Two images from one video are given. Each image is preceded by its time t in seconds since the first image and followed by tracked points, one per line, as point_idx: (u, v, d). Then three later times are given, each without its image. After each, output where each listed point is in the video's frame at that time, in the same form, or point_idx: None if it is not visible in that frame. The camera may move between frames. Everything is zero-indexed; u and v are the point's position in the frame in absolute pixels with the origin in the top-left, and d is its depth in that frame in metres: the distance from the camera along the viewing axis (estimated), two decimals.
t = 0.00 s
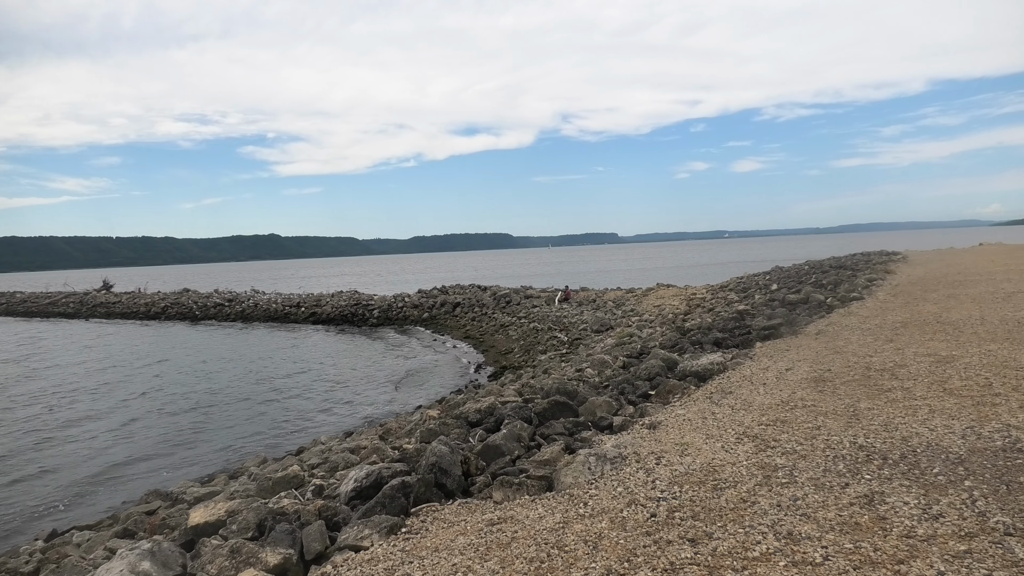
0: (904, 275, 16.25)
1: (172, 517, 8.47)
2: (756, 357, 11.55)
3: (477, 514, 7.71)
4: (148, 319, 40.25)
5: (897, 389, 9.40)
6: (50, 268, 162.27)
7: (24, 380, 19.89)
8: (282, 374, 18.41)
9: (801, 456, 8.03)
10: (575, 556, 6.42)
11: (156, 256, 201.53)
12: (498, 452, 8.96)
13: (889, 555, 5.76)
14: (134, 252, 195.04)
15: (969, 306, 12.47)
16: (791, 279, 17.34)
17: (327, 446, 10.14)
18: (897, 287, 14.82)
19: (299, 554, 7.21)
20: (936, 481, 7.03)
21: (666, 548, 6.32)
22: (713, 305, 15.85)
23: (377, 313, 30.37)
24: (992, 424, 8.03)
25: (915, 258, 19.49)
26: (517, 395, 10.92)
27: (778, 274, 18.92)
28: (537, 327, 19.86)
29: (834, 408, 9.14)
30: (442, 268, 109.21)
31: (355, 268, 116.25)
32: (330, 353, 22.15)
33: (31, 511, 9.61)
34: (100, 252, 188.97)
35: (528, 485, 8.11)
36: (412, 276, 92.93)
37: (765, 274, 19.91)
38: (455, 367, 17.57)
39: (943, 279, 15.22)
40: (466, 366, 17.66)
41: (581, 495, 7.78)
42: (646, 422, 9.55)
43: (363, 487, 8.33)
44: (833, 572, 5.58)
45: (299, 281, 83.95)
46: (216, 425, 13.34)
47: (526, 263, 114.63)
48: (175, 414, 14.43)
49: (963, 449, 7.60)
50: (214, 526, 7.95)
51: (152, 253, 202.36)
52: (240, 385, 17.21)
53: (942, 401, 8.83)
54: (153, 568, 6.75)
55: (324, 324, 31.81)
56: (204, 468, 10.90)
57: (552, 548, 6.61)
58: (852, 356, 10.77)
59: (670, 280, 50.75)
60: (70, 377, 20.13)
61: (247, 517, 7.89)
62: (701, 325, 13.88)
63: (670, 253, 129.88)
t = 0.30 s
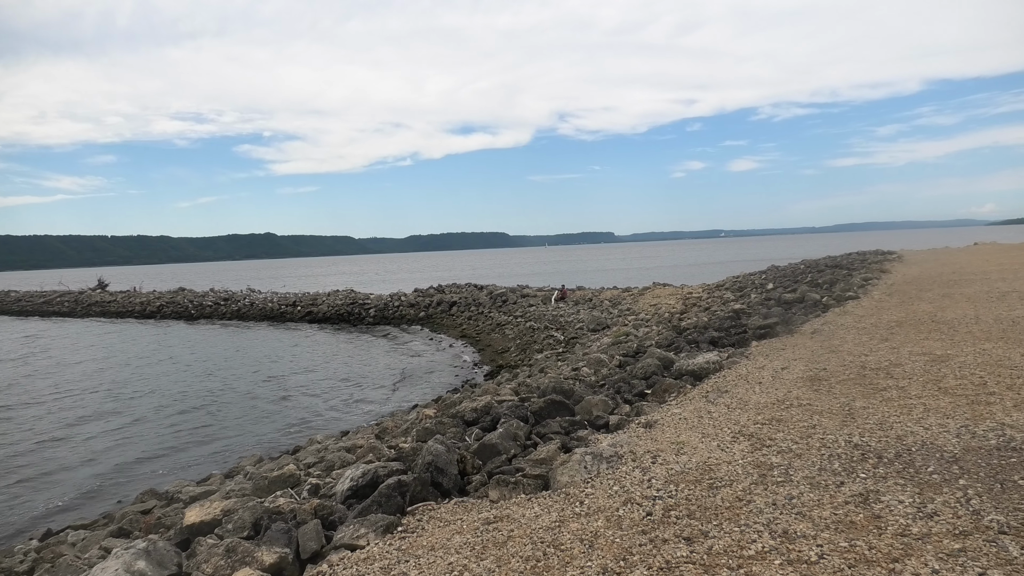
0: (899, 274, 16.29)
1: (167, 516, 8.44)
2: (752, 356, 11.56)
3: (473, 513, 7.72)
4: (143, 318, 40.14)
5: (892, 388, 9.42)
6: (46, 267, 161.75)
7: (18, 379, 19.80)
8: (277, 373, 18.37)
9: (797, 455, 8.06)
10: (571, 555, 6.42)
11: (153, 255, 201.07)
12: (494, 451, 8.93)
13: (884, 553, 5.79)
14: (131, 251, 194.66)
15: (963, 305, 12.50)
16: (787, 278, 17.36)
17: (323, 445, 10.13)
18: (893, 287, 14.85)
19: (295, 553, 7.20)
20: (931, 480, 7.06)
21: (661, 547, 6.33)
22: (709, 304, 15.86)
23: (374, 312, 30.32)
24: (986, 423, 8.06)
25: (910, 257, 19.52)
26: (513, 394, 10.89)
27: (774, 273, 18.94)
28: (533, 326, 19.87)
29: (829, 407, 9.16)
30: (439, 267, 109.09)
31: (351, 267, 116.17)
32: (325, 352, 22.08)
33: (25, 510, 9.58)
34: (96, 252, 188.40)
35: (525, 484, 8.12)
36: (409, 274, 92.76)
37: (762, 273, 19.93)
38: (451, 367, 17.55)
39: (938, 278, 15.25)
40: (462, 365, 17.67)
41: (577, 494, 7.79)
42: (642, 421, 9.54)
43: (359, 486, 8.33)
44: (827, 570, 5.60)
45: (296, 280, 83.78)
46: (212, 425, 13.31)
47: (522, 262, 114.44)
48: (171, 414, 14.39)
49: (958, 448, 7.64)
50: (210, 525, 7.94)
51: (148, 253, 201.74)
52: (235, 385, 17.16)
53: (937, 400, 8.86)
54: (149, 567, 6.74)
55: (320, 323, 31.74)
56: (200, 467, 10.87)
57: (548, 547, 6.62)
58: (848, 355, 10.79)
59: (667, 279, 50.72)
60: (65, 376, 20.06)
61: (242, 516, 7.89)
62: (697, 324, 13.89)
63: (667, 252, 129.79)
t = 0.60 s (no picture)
0: (895, 274, 16.33)
1: (163, 515, 8.42)
2: (748, 356, 11.56)
3: (470, 513, 7.71)
4: (140, 317, 40.02)
5: (888, 388, 9.43)
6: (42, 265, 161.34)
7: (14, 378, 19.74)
8: (274, 372, 18.31)
9: (793, 455, 8.07)
10: (567, 554, 6.43)
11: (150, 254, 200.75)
12: (490, 450, 8.91)
13: (879, 553, 5.80)
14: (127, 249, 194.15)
15: (959, 305, 12.53)
16: (784, 278, 17.38)
17: (320, 444, 10.12)
18: (889, 286, 14.87)
19: (291, 552, 7.20)
20: (926, 479, 7.08)
21: (658, 547, 6.34)
22: (706, 304, 15.86)
23: (370, 311, 30.28)
24: (982, 423, 8.08)
25: (906, 257, 19.57)
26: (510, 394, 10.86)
27: (771, 272, 18.96)
28: (530, 326, 19.84)
29: (825, 406, 9.17)
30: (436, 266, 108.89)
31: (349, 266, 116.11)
32: (322, 351, 22.02)
33: (21, 510, 9.55)
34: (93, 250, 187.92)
35: (521, 483, 8.12)
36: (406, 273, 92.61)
37: (758, 273, 19.95)
38: (448, 366, 17.53)
39: (934, 278, 15.28)
40: (458, 364, 17.64)
41: (574, 493, 7.79)
42: (639, 420, 9.52)
43: (356, 485, 8.32)
44: (823, 570, 5.61)
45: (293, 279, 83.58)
46: (208, 424, 13.28)
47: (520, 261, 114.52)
48: (166, 413, 14.35)
49: (953, 447, 7.66)
50: (206, 525, 7.94)
51: (145, 251, 201.33)
52: (232, 384, 17.11)
53: (932, 400, 8.88)
54: (144, 566, 6.73)
55: (317, 322, 31.68)
56: (195, 466, 10.85)
57: (545, 547, 6.62)
58: (844, 355, 10.80)
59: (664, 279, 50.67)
60: (60, 375, 19.98)
61: (238, 516, 7.88)
62: (694, 324, 13.90)
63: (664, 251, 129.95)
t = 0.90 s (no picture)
0: (892, 273, 16.37)
1: (159, 515, 8.42)
2: (745, 356, 11.57)
3: (467, 512, 7.72)
4: (136, 316, 39.94)
5: (884, 387, 9.45)
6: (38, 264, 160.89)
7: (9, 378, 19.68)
8: (271, 372, 18.28)
9: (790, 454, 8.09)
10: (564, 554, 6.44)
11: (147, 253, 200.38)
12: (487, 450, 8.87)
13: (875, 552, 5.82)
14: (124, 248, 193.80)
15: (955, 305, 12.57)
16: (781, 277, 17.41)
17: (317, 444, 10.11)
18: (885, 286, 14.90)
19: (288, 552, 7.20)
20: (922, 479, 7.10)
21: (654, 546, 6.35)
22: (703, 304, 15.87)
23: (368, 311, 30.25)
24: (977, 422, 8.10)
25: (903, 257, 19.61)
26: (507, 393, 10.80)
27: (768, 272, 18.99)
28: (527, 326, 19.82)
29: (822, 406, 9.18)
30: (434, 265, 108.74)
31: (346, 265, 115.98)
32: (319, 351, 21.99)
33: (17, 509, 9.53)
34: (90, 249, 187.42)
35: (518, 483, 8.13)
36: (404, 272, 92.49)
37: (755, 272, 19.96)
38: (445, 366, 17.50)
39: (930, 278, 15.31)
40: (455, 364, 17.61)
41: (570, 493, 7.81)
42: (636, 420, 9.46)
43: (352, 485, 8.32)
44: (819, 569, 5.62)
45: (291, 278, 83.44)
46: (204, 424, 13.26)
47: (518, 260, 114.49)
48: (162, 413, 14.31)
49: (949, 447, 7.68)
50: (202, 524, 7.94)
51: (142, 250, 200.88)
52: (229, 384, 17.08)
53: (928, 399, 8.90)
54: (140, 566, 6.73)
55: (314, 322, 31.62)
56: (192, 466, 10.84)
57: (541, 546, 6.62)
58: (840, 355, 10.82)
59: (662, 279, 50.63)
60: (56, 375, 19.93)
61: (235, 516, 7.88)
62: (691, 324, 13.92)
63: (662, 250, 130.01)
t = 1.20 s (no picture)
0: (891, 271, 16.33)
1: (155, 517, 8.37)
2: (743, 354, 11.53)
3: (464, 513, 7.68)
4: (133, 318, 39.78)
5: (882, 385, 9.42)
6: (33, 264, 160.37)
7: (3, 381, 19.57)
8: (267, 374, 18.21)
9: (788, 453, 8.07)
10: (562, 554, 6.40)
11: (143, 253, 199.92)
12: (484, 450, 8.81)
13: (873, 551, 5.79)
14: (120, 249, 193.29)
15: (954, 303, 12.54)
16: (780, 276, 17.38)
17: (313, 445, 10.06)
18: (884, 284, 14.88)
19: (285, 554, 7.16)
20: (920, 478, 7.07)
21: (653, 546, 6.31)
22: (700, 303, 15.83)
23: (364, 311, 30.18)
24: (975, 421, 8.08)
25: (900, 255, 19.63)
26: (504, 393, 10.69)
27: (767, 270, 18.96)
28: (524, 325, 19.77)
29: (821, 405, 9.14)
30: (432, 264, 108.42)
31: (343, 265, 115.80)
32: (315, 351, 21.92)
33: (12, 513, 9.47)
34: (85, 250, 186.93)
35: (515, 484, 8.09)
36: (401, 271, 92.23)
37: (753, 271, 19.95)
38: (442, 366, 17.43)
39: (928, 276, 15.30)
40: (453, 365, 17.54)
41: (568, 493, 7.77)
42: (634, 420, 9.34)
43: (349, 487, 8.29)
44: (817, 568, 5.60)
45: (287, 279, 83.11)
46: (201, 426, 13.21)
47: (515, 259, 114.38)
48: (158, 415, 14.25)
49: (947, 445, 7.65)
50: (199, 527, 7.90)
51: (138, 250, 200.40)
52: (225, 385, 17.02)
53: (927, 398, 8.88)
54: (136, 569, 6.69)
55: (310, 323, 31.51)
56: (188, 468, 10.78)
57: (539, 547, 6.59)
58: (839, 353, 10.79)
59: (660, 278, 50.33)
60: (51, 377, 19.85)
61: (231, 517, 7.84)
62: (689, 323, 13.89)
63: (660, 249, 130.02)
